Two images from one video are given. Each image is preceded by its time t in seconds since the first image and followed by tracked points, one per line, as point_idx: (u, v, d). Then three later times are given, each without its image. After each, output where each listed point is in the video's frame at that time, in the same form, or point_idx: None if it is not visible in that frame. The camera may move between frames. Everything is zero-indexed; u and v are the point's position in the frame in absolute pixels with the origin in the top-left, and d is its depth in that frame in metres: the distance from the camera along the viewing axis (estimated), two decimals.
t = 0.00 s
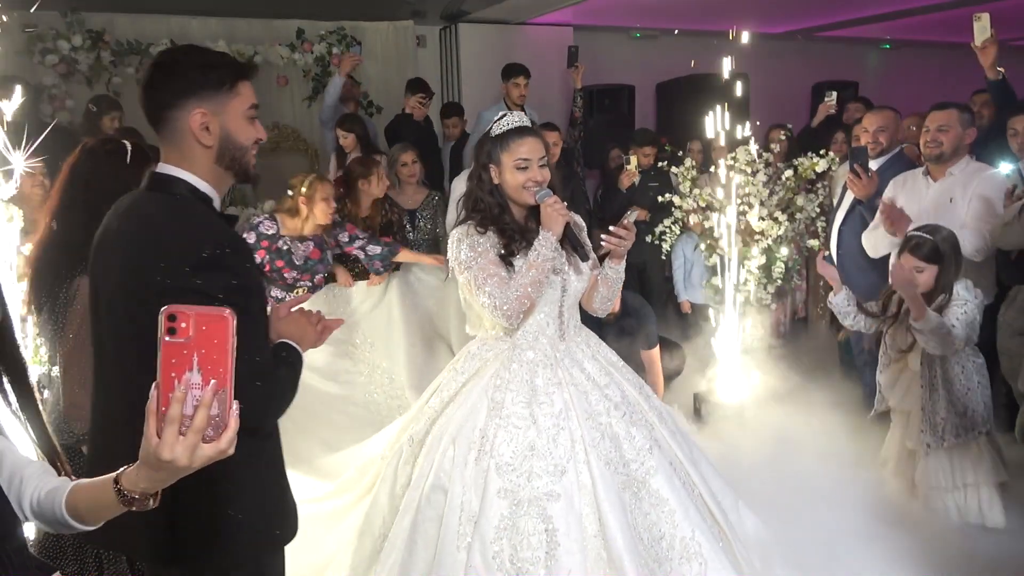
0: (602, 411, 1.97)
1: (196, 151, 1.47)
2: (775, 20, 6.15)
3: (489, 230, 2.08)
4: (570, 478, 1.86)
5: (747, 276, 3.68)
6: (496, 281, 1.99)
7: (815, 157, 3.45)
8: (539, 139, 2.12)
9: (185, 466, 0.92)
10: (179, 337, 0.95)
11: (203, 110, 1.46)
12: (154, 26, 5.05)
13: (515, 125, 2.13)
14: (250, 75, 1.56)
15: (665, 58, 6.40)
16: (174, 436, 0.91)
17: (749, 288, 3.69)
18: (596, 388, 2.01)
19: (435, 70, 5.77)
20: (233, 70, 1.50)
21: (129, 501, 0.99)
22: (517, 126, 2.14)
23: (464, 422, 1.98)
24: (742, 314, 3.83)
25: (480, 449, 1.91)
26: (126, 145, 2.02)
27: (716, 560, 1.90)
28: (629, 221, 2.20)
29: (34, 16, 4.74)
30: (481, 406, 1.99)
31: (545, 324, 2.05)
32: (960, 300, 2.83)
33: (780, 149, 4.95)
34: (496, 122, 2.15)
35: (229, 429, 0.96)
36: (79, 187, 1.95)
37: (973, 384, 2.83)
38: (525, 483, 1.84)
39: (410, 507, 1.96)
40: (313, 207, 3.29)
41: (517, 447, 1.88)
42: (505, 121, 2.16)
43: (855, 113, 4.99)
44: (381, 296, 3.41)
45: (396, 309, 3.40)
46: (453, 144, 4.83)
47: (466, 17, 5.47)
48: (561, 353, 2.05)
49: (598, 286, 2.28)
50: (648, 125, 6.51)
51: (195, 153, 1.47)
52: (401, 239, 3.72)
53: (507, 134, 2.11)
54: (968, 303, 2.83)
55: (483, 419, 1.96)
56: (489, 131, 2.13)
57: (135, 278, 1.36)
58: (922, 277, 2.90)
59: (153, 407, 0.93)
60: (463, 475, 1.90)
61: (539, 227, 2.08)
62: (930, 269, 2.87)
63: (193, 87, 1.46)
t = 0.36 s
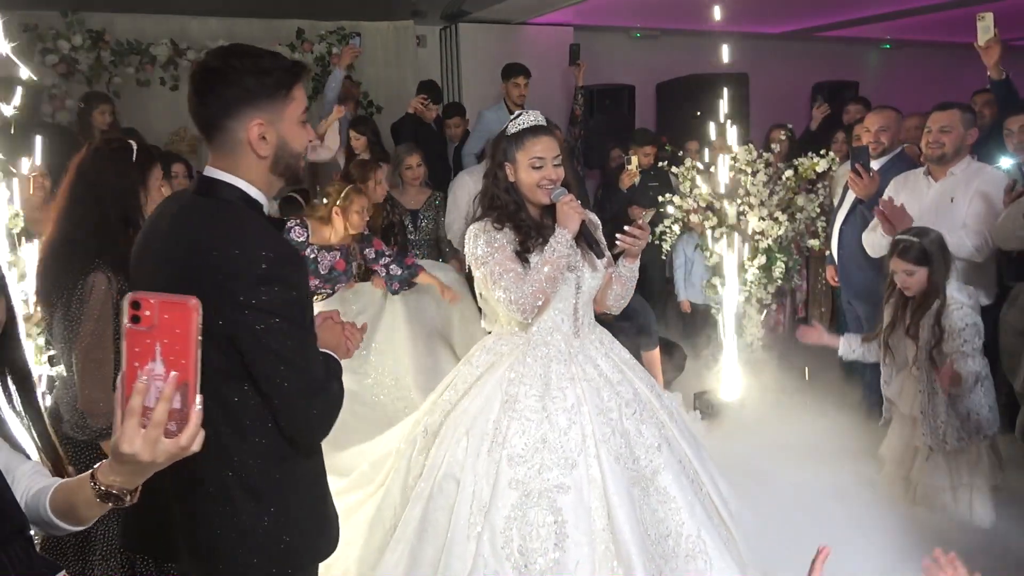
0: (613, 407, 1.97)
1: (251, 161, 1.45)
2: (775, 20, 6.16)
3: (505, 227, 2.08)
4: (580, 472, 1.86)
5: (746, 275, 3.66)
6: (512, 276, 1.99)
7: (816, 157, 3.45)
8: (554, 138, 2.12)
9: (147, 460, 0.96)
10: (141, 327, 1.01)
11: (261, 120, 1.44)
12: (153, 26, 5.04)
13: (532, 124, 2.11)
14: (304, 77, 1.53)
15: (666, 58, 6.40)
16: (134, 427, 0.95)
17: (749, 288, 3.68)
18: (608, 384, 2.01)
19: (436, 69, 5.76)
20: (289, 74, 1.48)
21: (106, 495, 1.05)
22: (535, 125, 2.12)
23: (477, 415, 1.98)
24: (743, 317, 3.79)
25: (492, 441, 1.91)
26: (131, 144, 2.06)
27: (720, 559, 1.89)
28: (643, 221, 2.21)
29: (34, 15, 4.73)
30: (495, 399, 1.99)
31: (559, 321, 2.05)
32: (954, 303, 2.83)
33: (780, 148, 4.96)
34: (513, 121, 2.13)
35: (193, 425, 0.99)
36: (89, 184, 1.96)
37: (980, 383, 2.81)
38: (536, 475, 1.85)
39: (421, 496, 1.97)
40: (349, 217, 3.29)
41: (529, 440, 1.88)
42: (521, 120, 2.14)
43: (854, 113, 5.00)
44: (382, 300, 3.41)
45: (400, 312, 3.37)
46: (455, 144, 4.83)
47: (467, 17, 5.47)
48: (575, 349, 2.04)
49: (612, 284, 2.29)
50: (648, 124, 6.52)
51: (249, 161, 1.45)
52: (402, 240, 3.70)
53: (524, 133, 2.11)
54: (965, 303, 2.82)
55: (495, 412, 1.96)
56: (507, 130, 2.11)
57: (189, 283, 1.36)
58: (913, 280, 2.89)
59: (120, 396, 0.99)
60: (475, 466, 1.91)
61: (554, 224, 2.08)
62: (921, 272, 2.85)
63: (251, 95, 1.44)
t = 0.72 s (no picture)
0: (621, 405, 1.96)
1: (278, 162, 1.44)
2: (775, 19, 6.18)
3: (518, 224, 2.08)
4: (587, 468, 1.86)
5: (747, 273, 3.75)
6: (524, 272, 1.98)
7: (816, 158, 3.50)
8: (568, 138, 2.12)
9: (110, 456, 0.99)
10: (94, 321, 1.01)
11: (291, 123, 1.44)
12: (153, 26, 5.03)
13: (545, 124, 2.12)
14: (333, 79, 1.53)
15: (665, 57, 6.41)
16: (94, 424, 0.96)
17: (749, 287, 3.76)
18: (616, 382, 2.01)
19: (435, 69, 5.75)
20: (319, 76, 1.47)
21: (84, 493, 1.06)
22: (548, 124, 2.12)
23: (486, 409, 1.98)
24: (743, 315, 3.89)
25: (501, 435, 1.91)
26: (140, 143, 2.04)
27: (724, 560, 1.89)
28: (656, 222, 2.22)
29: (34, 16, 4.72)
30: (504, 394, 1.99)
31: (569, 318, 2.05)
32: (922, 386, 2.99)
33: (781, 148, 4.96)
34: (528, 120, 2.13)
35: (152, 416, 1.00)
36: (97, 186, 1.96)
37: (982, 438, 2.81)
38: (542, 470, 1.85)
39: (428, 489, 1.97)
40: (347, 215, 3.26)
41: (537, 435, 1.88)
42: (535, 119, 2.14)
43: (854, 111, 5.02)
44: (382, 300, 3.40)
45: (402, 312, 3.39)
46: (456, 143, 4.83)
47: (467, 17, 5.47)
48: (584, 347, 2.05)
49: (623, 283, 2.29)
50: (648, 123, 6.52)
51: (278, 164, 1.44)
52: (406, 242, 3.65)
53: (538, 133, 2.11)
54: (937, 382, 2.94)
55: (504, 408, 1.96)
56: (521, 129, 2.11)
57: (213, 287, 1.35)
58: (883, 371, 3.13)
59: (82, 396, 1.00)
60: (482, 459, 1.91)
61: (567, 222, 2.09)
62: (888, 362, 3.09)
63: (286, 97, 1.43)
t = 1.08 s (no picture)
0: (623, 404, 1.96)
1: (254, 163, 1.42)
2: (775, 20, 6.18)
3: (522, 224, 2.08)
4: (589, 467, 1.86)
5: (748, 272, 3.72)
6: (528, 272, 1.99)
7: (816, 158, 3.45)
8: (574, 137, 2.11)
9: (111, 456, 0.98)
10: (94, 320, 1.02)
11: (264, 120, 1.41)
12: (153, 26, 5.03)
13: (551, 123, 2.12)
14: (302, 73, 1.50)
15: (665, 58, 6.40)
16: (94, 423, 0.96)
17: (749, 287, 3.72)
18: (618, 381, 2.00)
19: (435, 69, 5.75)
20: (287, 71, 1.44)
21: (85, 492, 1.05)
22: (554, 124, 2.12)
23: (488, 408, 1.98)
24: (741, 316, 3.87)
25: (503, 434, 1.91)
26: (149, 143, 2.04)
27: (726, 558, 1.89)
28: (661, 224, 2.21)
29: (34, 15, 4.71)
30: (506, 393, 1.98)
31: (571, 318, 2.05)
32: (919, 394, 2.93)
33: (782, 148, 4.96)
34: (533, 120, 2.13)
35: (153, 418, 1.00)
36: (108, 184, 1.95)
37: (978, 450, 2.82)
38: (545, 469, 1.85)
39: (430, 488, 1.97)
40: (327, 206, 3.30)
41: (539, 434, 1.88)
42: (541, 119, 2.14)
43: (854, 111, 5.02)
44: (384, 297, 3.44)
45: (403, 309, 3.44)
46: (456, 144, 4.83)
47: (466, 17, 5.46)
48: (586, 345, 2.04)
49: (626, 284, 2.29)
50: (648, 123, 6.52)
51: (254, 165, 1.42)
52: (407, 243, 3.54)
53: (544, 132, 2.10)
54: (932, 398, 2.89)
55: (507, 407, 1.96)
56: (527, 129, 2.11)
57: (198, 292, 1.35)
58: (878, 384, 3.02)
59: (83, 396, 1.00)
60: (485, 458, 1.91)
61: (570, 223, 2.08)
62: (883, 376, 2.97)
63: (257, 95, 1.41)
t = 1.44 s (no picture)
0: (620, 405, 1.96)
1: (219, 155, 1.42)
2: (776, 20, 6.18)
3: (520, 226, 2.07)
4: (586, 469, 1.86)
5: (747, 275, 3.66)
6: (521, 283, 1.97)
7: (816, 158, 3.44)
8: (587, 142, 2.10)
9: (115, 462, 0.98)
10: (96, 328, 1.01)
11: (226, 111, 1.41)
12: (154, 26, 5.03)
13: (570, 126, 2.10)
14: (265, 70, 1.50)
15: (666, 58, 6.40)
16: (99, 430, 0.96)
17: (749, 287, 3.67)
18: (615, 382, 2.00)
19: (435, 69, 5.75)
20: (250, 67, 1.44)
21: (88, 497, 1.05)
22: (570, 126, 2.11)
23: (484, 410, 1.98)
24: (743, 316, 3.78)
25: (499, 436, 1.91)
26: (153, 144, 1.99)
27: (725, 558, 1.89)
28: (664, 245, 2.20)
29: (34, 16, 4.71)
30: (502, 395, 1.98)
31: (568, 319, 2.06)
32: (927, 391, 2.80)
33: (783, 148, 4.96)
34: (550, 119, 2.11)
35: (156, 425, 1.00)
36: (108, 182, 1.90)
37: (980, 446, 2.73)
38: (542, 471, 1.85)
39: (428, 491, 1.96)
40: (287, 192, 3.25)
41: (536, 436, 1.88)
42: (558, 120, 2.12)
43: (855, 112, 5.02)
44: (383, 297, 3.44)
45: (401, 309, 3.46)
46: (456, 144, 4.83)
47: (467, 17, 5.46)
48: (582, 347, 2.04)
49: (620, 293, 2.28)
50: (648, 123, 6.52)
51: (219, 158, 1.42)
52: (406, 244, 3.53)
53: (560, 133, 2.09)
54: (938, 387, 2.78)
55: (503, 409, 1.95)
56: (542, 128, 2.08)
57: (168, 284, 1.35)
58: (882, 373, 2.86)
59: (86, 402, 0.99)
60: (482, 461, 1.91)
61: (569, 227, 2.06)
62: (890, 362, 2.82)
63: (217, 85, 1.41)
